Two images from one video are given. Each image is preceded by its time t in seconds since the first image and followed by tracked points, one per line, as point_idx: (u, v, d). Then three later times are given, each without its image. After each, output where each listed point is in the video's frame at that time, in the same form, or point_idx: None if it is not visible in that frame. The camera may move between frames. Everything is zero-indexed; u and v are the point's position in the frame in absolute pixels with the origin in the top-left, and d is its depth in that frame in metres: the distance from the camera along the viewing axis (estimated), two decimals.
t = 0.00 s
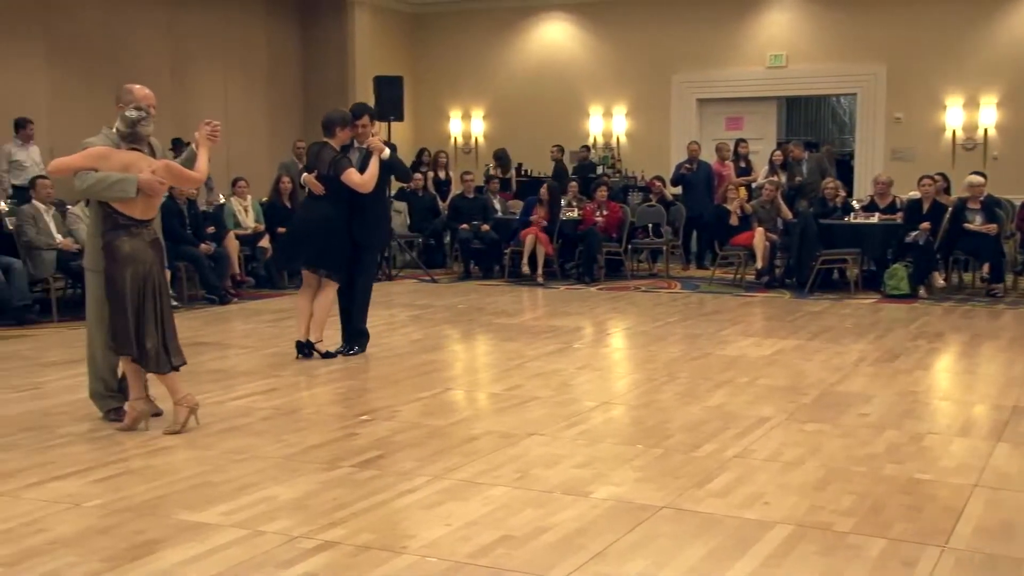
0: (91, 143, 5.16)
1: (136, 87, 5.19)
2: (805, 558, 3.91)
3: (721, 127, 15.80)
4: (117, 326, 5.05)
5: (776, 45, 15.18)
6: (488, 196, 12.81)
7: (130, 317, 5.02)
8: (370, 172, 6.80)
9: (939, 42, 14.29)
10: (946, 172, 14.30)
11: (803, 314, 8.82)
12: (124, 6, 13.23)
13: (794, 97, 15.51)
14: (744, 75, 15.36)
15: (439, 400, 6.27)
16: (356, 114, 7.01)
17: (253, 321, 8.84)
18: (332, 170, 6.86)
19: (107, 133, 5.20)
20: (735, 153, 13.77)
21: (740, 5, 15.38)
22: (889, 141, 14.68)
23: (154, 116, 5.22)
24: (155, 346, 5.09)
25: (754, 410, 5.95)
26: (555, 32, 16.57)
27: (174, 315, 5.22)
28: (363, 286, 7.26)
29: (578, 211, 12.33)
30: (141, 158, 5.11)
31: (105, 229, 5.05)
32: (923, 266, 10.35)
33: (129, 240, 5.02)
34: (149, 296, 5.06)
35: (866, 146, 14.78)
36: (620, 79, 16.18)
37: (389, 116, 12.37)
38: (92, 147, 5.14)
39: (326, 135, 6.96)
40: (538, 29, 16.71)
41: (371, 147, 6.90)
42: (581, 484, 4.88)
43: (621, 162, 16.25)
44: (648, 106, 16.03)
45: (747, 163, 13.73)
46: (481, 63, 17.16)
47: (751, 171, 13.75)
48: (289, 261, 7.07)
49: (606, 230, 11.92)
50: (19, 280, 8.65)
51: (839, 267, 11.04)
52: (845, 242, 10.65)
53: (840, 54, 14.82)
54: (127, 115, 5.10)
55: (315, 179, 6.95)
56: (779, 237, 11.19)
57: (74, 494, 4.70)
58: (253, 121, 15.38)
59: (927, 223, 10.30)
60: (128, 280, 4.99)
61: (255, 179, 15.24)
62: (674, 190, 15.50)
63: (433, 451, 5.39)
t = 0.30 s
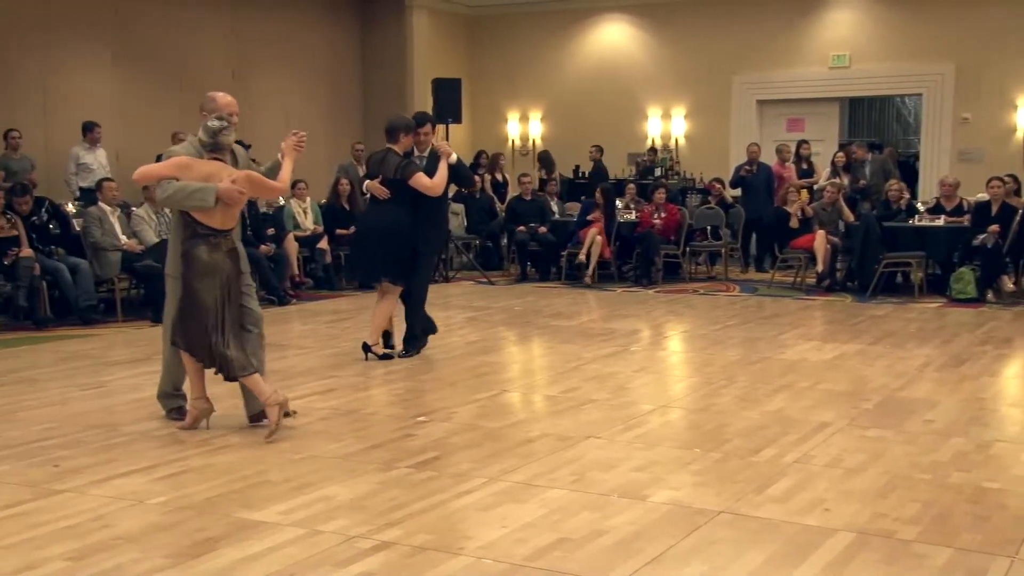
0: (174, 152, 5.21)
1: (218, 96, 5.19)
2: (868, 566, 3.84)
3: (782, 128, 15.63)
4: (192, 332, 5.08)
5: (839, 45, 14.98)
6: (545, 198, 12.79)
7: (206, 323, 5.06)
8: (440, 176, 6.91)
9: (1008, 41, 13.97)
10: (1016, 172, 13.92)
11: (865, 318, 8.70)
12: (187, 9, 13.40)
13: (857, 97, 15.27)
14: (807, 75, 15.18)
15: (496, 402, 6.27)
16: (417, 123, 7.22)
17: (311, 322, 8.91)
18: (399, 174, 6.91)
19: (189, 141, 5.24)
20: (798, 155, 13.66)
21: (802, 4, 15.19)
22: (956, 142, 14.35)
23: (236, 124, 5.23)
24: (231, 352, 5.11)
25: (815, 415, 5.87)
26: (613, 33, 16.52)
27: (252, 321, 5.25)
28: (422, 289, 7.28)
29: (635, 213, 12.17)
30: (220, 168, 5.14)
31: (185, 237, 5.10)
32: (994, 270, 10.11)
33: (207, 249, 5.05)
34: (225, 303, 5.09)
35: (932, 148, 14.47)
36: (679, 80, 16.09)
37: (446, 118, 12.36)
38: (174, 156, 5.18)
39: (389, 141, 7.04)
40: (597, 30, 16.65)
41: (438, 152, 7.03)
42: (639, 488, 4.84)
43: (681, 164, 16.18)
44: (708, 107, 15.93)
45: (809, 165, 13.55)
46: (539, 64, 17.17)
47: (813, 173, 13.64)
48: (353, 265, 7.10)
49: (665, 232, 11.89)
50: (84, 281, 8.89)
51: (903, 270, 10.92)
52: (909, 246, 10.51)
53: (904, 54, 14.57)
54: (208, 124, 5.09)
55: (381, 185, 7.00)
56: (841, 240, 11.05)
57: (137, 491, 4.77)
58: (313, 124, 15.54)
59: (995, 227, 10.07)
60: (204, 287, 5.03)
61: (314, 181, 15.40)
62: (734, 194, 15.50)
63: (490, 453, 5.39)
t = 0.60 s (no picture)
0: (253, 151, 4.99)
1: (299, 96, 4.93)
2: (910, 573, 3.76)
3: (823, 129, 15.48)
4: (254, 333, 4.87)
5: (882, 44, 14.78)
6: (582, 199, 12.79)
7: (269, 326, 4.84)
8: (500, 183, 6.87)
9: None
10: None
11: (908, 322, 8.57)
12: (225, 11, 13.50)
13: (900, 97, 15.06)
14: (849, 75, 14.99)
15: (532, 405, 6.24)
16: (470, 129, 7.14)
17: (348, 324, 8.93)
18: (459, 182, 6.82)
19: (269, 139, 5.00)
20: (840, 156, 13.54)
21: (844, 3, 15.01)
22: (1001, 143, 14.11)
23: (316, 124, 4.94)
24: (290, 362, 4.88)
25: (855, 420, 5.78)
26: (651, 34, 16.43)
27: (325, 336, 5.00)
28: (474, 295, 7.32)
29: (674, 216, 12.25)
30: (297, 167, 4.88)
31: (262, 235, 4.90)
32: None
33: (281, 249, 4.83)
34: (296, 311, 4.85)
35: (977, 148, 14.24)
36: (719, 80, 15.97)
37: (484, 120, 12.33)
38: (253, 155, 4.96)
39: (444, 149, 6.95)
40: (635, 30, 16.57)
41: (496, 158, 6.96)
42: (676, 492, 4.78)
43: (720, 165, 16.08)
44: (747, 107, 15.81)
45: (852, 166, 13.42)
46: (576, 64, 17.13)
47: (856, 174, 13.50)
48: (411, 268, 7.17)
49: (703, 234, 11.85)
50: (122, 281, 8.93)
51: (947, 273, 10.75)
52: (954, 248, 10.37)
53: (948, 53, 14.36)
54: (286, 124, 4.83)
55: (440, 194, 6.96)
56: (883, 242, 10.94)
57: (173, 492, 4.78)
58: (350, 126, 15.61)
59: None
60: (274, 289, 4.82)
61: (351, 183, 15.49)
62: (774, 195, 15.30)
63: (525, 456, 5.35)
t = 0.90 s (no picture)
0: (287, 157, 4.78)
1: (337, 101, 4.74)
2: None
3: (839, 127, 15.29)
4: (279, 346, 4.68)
5: (899, 41, 14.58)
6: (590, 201, 12.58)
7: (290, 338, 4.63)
8: (527, 181, 6.65)
9: None
10: None
11: (926, 326, 8.40)
12: (226, 9, 13.39)
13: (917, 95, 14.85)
14: (865, 72, 14.79)
15: (538, 411, 6.07)
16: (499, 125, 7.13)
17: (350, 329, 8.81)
18: (486, 179, 6.69)
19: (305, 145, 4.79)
20: (856, 156, 13.34)
21: None
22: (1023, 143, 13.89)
23: (353, 128, 4.72)
24: (317, 374, 4.63)
25: (872, 427, 5.60)
26: (661, 30, 16.27)
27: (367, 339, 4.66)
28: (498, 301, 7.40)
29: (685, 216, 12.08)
30: (331, 174, 4.65)
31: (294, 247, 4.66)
32: None
33: (311, 258, 4.59)
34: (319, 321, 4.59)
35: (999, 148, 14.05)
36: (731, 79, 15.80)
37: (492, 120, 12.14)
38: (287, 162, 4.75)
39: (471, 145, 6.80)
40: (645, 27, 16.41)
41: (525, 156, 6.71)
42: (687, 502, 4.57)
43: (732, 165, 15.90)
44: (759, 105, 15.64)
45: (869, 166, 13.22)
46: (584, 63, 16.97)
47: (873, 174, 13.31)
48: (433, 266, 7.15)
49: (715, 237, 11.66)
50: (116, 285, 8.80)
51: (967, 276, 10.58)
52: (974, 251, 10.23)
53: (964, 50, 14.17)
54: (321, 128, 4.60)
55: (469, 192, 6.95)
56: (900, 244, 10.79)
57: (170, 501, 4.62)
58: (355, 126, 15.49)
59: None
60: (293, 298, 4.61)
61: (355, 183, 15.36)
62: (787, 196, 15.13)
63: (531, 464, 5.16)
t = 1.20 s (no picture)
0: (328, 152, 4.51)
1: (373, 88, 4.42)
2: None
3: (845, 125, 15.16)
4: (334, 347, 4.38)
5: (909, 36, 14.44)
6: (591, 202, 12.34)
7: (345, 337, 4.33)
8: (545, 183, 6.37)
9: None
10: None
11: (935, 329, 8.27)
12: (222, 8, 13.32)
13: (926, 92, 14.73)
14: (872, 70, 14.67)
15: (537, 417, 5.93)
16: (518, 124, 6.85)
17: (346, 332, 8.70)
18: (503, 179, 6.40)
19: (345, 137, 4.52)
20: (864, 155, 13.21)
21: None
22: None
23: (394, 118, 4.42)
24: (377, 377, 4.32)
25: (880, 434, 5.45)
26: (664, 26, 16.15)
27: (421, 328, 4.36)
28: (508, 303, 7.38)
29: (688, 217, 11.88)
30: (375, 165, 4.37)
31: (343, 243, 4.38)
32: None
33: (362, 253, 4.31)
34: (375, 317, 4.30)
35: (1011, 146, 13.92)
36: (734, 77, 15.69)
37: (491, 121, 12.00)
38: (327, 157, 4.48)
39: (490, 145, 6.58)
40: (647, 24, 16.29)
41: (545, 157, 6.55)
42: (689, 509, 4.36)
43: (737, 165, 15.75)
44: (763, 104, 15.52)
45: (877, 165, 13.09)
46: (585, 62, 16.86)
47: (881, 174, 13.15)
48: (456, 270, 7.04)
49: (718, 238, 11.51)
50: (106, 287, 8.72)
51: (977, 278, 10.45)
52: (984, 253, 10.10)
53: (972, 48, 14.05)
54: (359, 117, 4.32)
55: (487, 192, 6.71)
56: (909, 245, 10.71)
57: (159, 509, 4.36)
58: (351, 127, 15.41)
59: None
60: (346, 296, 4.32)
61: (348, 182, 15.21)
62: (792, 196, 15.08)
63: (529, 470, 4.97)
